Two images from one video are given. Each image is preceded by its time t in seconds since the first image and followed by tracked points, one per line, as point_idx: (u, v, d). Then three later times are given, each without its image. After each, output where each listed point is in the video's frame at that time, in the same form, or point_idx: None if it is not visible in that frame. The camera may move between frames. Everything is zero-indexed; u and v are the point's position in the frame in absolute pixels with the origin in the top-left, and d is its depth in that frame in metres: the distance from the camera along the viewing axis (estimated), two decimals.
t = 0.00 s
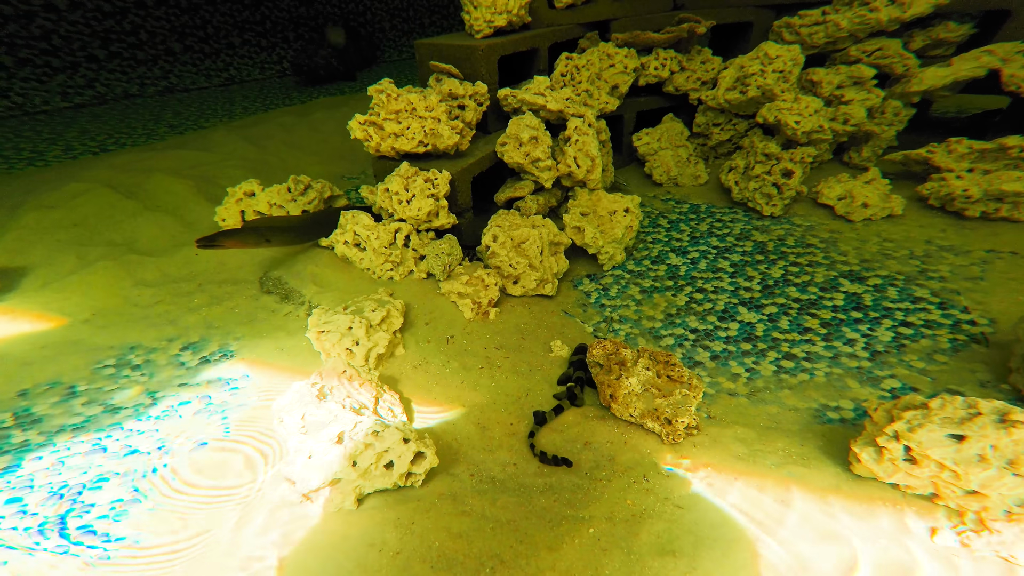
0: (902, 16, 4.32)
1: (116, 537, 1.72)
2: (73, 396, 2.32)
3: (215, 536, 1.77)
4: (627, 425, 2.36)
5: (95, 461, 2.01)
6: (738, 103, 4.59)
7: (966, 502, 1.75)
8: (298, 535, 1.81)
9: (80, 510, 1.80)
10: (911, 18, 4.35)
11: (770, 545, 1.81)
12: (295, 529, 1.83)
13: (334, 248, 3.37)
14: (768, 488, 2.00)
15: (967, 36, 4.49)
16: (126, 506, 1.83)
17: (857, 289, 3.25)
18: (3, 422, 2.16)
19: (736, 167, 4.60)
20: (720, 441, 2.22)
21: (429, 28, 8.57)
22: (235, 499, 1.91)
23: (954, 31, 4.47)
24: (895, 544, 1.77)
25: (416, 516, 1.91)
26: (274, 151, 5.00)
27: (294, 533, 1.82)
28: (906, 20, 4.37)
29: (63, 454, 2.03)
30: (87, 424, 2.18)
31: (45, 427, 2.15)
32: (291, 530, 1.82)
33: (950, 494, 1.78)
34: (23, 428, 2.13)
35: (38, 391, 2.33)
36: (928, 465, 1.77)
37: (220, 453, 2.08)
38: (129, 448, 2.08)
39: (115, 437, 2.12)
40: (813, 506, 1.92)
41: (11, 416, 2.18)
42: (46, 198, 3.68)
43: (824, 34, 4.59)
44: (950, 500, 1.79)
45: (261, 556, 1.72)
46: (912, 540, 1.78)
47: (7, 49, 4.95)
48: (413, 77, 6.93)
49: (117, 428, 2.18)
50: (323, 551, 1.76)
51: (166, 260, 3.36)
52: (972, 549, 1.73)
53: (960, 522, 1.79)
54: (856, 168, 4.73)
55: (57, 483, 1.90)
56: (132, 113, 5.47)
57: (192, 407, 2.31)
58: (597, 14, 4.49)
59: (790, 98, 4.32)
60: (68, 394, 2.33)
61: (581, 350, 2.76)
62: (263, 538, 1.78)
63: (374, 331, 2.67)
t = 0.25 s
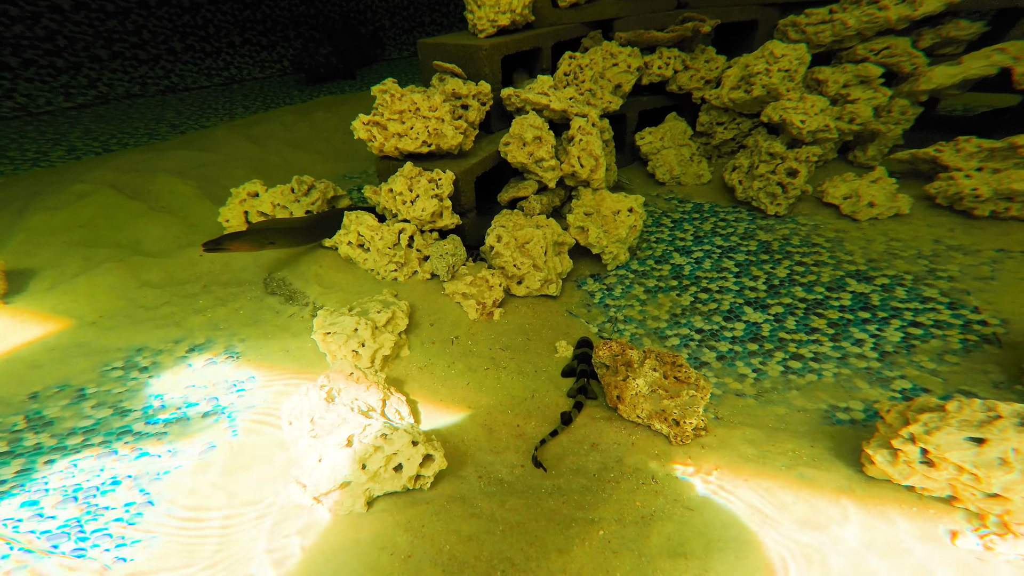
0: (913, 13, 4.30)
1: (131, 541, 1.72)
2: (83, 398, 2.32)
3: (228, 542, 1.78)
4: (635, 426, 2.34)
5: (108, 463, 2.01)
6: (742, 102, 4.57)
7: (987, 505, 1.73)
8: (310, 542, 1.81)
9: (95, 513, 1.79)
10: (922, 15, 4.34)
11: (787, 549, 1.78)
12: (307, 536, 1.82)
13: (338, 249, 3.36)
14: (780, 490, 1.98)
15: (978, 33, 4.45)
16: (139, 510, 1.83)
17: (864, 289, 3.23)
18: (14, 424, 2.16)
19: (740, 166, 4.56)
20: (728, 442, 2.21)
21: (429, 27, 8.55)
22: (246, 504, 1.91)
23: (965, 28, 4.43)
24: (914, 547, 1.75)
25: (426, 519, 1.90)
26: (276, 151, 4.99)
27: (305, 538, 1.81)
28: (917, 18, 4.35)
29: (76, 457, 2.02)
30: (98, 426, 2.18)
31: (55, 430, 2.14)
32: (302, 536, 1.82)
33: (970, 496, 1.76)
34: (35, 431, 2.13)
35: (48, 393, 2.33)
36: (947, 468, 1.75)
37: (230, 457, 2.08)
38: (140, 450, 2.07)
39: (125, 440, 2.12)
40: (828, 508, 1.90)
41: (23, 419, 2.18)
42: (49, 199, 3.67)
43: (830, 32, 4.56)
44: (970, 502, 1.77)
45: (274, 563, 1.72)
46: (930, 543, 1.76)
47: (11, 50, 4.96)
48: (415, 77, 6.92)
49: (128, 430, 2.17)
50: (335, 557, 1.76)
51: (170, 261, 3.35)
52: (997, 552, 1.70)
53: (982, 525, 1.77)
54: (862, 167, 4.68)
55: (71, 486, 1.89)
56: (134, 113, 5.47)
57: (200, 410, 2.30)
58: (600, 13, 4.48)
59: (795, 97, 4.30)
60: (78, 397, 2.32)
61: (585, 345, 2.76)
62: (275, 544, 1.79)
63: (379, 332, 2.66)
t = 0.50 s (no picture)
0: (920, 12, 4.28)
1: (142, 541, 1.71)
2: (89, 398, 2.30)
3: (238, 541, 1.77)
4: (645, 425, 2.32)
5: (115, 463, 1.99)
6: (748, 100, 4.55)
7: (1009, 504, 1.71)
8: (320, 541, 1.79)
9: (105, 514, 1.79)
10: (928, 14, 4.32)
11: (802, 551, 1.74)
12: (317, 535, 1.81)
13: (343, 247, 3.35)
14: (795, 490, 1.95)
15: (986, 32, 4.39)
16: (149, 510, 1.82)
17: (874, 287, 3.20)
18: (21, 425, 2.14)
19: (746, 164, 4.52)
20: (741, 441, 2.18)
21: (429, 26, 8.54)
22: (255, 503, 1.90)
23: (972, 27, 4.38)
24: (934, 547, 1.72)
25: (438, 519, 1.89)
26: (279, 151, 4.98)
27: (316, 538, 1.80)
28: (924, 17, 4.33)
29: (83, 457, 2.01)
30: (105, 426, 2.17)
31: (62, 430, 2.13)
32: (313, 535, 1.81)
33: (991, 495, 1.74)
34: (42, 431, 2.11)
35: (54, 394, 2.31)
36: (969, 466, 1.73)
37: (238, 457, 2.07)
38: (148, 450, 2.06)
39: (133, 440, 2.11)
40: (844, 506, 1.87)
41: (29, 419, 2.17)
42: (52, 199, 3.66)
43: (836, 31, 4.55)
44: (991, 501, 1.74)
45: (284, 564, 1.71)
46: (949, 541, 1.73)
47: (12, 49, 4.96)
48: (417, 77, 6.91)
49: (135, 430, 2.16)
50: (348, 556, 1.76)
51: (174, 260, 3.35)
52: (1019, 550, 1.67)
53: (1003, 523, 1.75)
54: (867, 165, 4.66)
55: (79, 486, 1.88)
56: (135, 113, 5.46)
57: (207, 409, 2.29)
58: (605, 11, 4.45)
59: (801, 95, 4.27)
60: (84, 397, 2.31)
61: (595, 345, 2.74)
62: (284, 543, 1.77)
63: (387, 331, 2.65)
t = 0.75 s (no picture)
0: (902, 12, 4.34)
1: (141, 543, 1.69)
2: (79, 398, 2.25)
3: (242, 542, 1.75)
4: (651, 422, 2.34)
5: (110, 464, 1.96)
6: (743, 98, 4.58)
7: (1004, 496, 1.76)
8: (331, 541, 1.79)
9: (100, 516, 1.75)
10: (909, 15, 4.37)
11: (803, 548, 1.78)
12: (323, 536, 1.80)
13: (344, 244, 3.33)
14: (799, 485, 1.99)
15: (960, 33, 4.56)
16: (148, 511, 1.79)
17: (869, 283, 3.26)
18: (7, 425, 2.08)
19: (742, 162, 4.55)
20: (746, 437, 2.22)
21: (420, 20, 8.46)
22: (264, 501, 1.88)
23: (948, 28, 4.53)
24: (932, 541, 1.77)
25: (449, 518, 1.89)
26: (272, 145, 4.90)
27: (323, 539, 1.79)
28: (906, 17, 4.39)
29: (75, 458, 1.97)
30: (98, 426, 2.12)
31: (52, 431, 2.08)
32: (320, 537, 1.80)
33: (987, 488, 1.79)
34: (30, 432, 2.06)
35: (41, 393, 2.25)
36: (969, 461, 1.77)
37: (241, 456, 2.04)
38: (144, 450, 2.03)
39: (128, 440, 2.07)
40: (845, 502, 1.92)
41: (16, 419, 2.11)
42: (34, 194, 3.54)
43: (825, 31, 4.58)
44: (987, 494, 1.80)
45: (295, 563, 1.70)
46: (946, 534, 1.78)
47: None
48: (411, 71, 6.85)
49: (129, 430, 2.12)
50: (359, 555, 1.76)
51: (167, 257, 3.27)
52: (1011, 542, 1.73)
53: (998, 516, 1.79)
54: (857, 163, 4.72)
55: (72, 488, 1.84)
56: (112, 106, 5.10)
57: (206, 408, 2.26)
58: (601, 7, 4.45)
59: (795, 93, 4.32)
60: (74, 396, 2.25)
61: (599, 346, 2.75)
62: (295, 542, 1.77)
63: (392, 329, 2.65)
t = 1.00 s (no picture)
0: (892, 18, 4.36)
1: (128, 551, 1.66)
2: (67, 403, 2.21)
3: (234, 549, 1.73)
4: (649, 427, 2.35)
5: (98, 470, 1.92)
6: (739, 101, 4.60)
7: (994, 502, 1.77)
8: (325, 549, 1.77)
9: (87, 523, 1.72)
10: (900, 20, 4.39)
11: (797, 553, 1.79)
12: (317, 543, 1.78)
13: (340, 247, 3.32)
14: (795, 491, 1.99)
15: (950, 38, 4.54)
16: (137, 519, 1.77)
17: (862, 288, 3.28)
18: None
19: (738, 165, 4.61)
20: (743, 442, 2.23)
21: (416, 20, 8.45)
22: (258, 508, 1.87)
23: (938, 33, 4.52)
24: (926, 546, 1.77)
25: (446, 525, 1.88)
26: (267, 146, 4.87)
27: (316, 547, 1.77)
28: (896, 22, 4.41)
29: (62, 465, 1.93)
30: (86, 432, 2.09)
31: (37, 436, 2.04)
32: (313, 544, 1.78)
33: (978, 494, 1.80)
34: (14, 438, 2.02)
35: (27, 398, 2.21)
36: (962, 467, 1.78)
37: (235, 462, 2.03)
38: (134, 456, 2.00)
39: (118, 446, 2.04)
40: (840, 507, 1.92)
41: None
42: (23, 195, 3.50)
43: (819, 34, 4.63)
44: (978, 499, 1.81)
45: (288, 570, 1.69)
46: (939, 540, 1.79)
47: None
48: (407, 72, 6.84)
49: (119, 436, 2.09)
50: (354, 562, 1.74)
51: (160, 259, 3.24)
52: (1001, 548, 1.74)
53: (988, 522, 1.81)
54: (850, 167, 4.76)
55: (58, 495, 1.81)
56: (100, 106, 5.05)
57: (199, 414, 2.23)
58: (598, 10, 4.46)
59: (790, 97, 4.35)
60: (61, 401, 2.21)
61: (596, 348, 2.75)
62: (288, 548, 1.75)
63: (389, 333, 2.64)
